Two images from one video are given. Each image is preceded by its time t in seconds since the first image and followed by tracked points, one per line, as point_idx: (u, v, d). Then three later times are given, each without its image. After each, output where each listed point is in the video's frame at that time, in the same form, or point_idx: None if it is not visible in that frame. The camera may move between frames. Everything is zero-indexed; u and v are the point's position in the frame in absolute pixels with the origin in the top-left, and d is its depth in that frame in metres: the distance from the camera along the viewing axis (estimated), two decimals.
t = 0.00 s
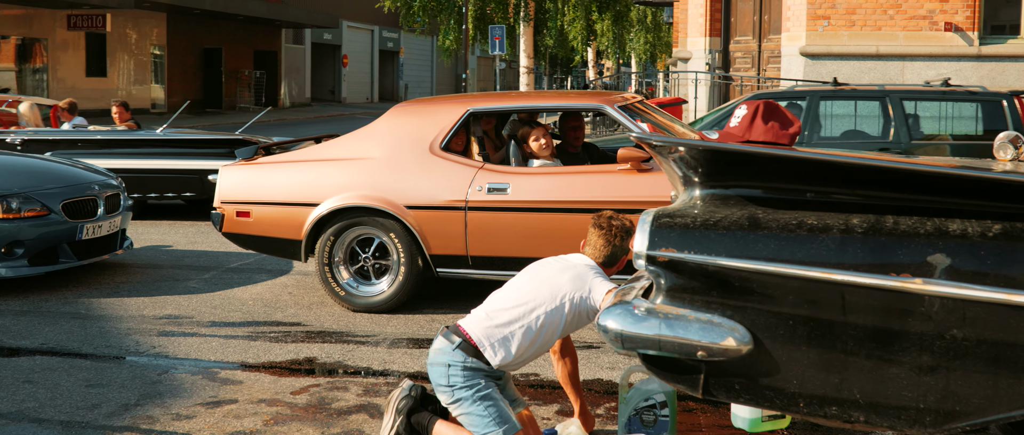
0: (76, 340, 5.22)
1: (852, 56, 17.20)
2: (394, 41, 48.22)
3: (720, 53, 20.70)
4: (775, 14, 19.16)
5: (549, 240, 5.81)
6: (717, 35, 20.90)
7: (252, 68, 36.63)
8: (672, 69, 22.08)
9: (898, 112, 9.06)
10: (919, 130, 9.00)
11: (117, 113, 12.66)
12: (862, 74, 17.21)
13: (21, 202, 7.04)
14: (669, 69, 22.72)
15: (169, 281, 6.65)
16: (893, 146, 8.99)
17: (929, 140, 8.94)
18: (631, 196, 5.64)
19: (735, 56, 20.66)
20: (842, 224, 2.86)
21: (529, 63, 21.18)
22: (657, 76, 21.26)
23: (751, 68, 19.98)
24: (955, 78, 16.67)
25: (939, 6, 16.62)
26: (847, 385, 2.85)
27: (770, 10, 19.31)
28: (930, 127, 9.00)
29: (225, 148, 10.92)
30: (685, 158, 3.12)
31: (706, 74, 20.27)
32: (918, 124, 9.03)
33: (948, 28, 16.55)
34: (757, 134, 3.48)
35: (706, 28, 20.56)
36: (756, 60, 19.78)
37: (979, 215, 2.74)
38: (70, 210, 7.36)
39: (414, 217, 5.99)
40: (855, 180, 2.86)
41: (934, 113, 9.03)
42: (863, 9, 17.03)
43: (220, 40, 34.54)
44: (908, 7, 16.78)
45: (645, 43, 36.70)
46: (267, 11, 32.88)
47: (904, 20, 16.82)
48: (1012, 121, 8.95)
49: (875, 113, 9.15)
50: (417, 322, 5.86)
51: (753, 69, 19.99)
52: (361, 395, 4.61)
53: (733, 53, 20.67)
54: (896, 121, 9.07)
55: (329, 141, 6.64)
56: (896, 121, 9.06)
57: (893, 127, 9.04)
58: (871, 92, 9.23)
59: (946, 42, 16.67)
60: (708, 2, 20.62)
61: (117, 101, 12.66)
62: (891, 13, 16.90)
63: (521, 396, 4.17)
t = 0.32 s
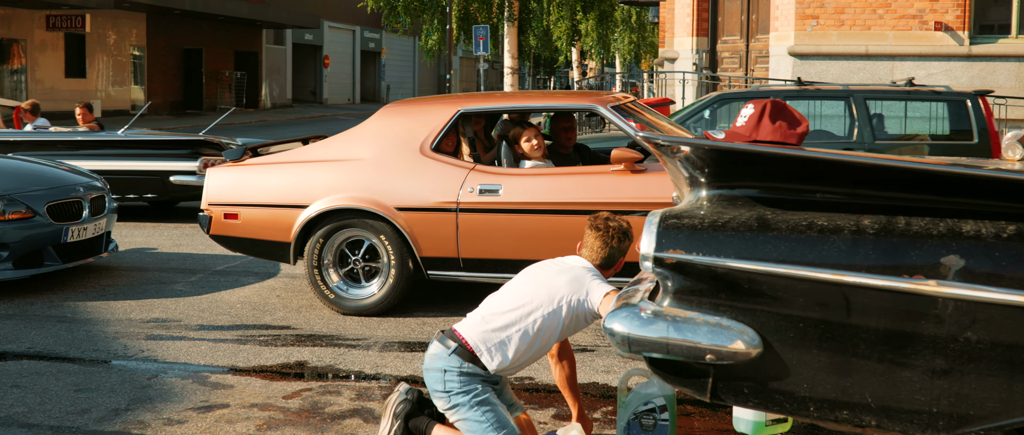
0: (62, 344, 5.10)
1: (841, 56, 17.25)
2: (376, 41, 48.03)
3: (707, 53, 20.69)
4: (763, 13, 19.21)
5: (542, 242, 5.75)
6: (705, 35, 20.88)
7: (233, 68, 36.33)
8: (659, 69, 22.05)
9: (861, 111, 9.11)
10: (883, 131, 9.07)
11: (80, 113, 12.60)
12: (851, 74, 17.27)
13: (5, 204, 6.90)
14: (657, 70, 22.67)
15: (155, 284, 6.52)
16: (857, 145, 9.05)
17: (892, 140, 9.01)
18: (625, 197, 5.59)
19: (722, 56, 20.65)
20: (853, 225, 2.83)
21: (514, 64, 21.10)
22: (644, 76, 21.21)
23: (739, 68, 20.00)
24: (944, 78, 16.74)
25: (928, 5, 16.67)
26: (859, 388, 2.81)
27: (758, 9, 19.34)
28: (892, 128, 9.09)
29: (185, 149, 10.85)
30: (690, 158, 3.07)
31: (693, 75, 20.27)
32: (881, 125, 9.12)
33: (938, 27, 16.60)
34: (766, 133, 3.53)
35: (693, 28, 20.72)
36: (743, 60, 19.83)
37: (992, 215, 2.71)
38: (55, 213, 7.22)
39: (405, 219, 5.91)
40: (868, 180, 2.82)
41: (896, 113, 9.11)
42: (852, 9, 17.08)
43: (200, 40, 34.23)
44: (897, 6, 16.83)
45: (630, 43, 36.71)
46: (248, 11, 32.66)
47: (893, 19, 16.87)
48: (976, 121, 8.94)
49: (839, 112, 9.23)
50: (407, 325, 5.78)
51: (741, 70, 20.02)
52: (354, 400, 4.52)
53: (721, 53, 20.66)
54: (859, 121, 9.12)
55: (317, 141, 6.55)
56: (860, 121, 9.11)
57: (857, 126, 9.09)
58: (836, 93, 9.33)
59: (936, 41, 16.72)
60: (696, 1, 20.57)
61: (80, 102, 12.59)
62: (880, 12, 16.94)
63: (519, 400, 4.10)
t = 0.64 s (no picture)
0: (46, 350, 4.99)
1: (830, 56, 17.27)
2: (360, 42, 47.84)
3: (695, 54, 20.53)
4: (752, 14, 19.20)
5: (534, 245, 5.69)
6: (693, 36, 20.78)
7: (214, 69, 36.02)
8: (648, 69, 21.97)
9: (825, 112, 9.29)
10: (847, 131, 9.22)
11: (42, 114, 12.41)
12: (840, 75, 17.30)
13: None
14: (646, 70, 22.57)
15: (140, 289, 6.41)
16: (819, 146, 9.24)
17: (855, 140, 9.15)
18: (619, 199, 5.55)
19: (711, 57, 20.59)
20: (861, 228, 2.79)
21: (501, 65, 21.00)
22: (633, 76, 21.13)
23: (728, 69, 19.96)
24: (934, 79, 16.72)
25: (918, 6, 16.65)
26: (867, 393, 2.77)
27: (747, 10, 19.33)
28: (856, 128, 9.21)
29: (145, 151, 10.96)
30: (694, 160, 3.03)
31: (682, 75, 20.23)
32: (845, 125, 9.25)
33: (927, 28, 16.59)
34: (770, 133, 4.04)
35: (681, 29, 20.69)
36: (732, 61, 19.82)
37: (1001, 217, 2.68)
38: (38, 216, 7.08)
39: (396, 222, 5.84)
40: (875, 182, 2.79)
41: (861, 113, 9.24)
42: (841, 9, 17.08)
43: (181, 41, 33.94)
44: (886, 7, 16.83)
45: (616, 43, 36.62)
46: (230, 11, 32.43)
47: (882, 20, 16.87)
48: (939, 122, 9.05)
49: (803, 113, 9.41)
50: (398, 329, 5.70)
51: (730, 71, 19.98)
52: (346, 406, 4.45)
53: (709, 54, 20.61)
54: (822, 122, 9.32)
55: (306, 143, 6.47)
56: (823, 122, 9.29)
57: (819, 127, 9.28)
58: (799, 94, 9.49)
59: (925, 42, 16.69)
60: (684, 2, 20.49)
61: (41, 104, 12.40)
62: (869, 13, 16.93)
63: (515, 406, 4.04)
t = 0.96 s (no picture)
0: (31, 355, 4.89)
1: (819, 57, 17.24)
2: (343, 43, 47.61)
3: (683, 54, 20.50)
4: (740, 15, 19.22)
5: (526, 247, 5.64)
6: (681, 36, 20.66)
7: (195, 70, 35.73)
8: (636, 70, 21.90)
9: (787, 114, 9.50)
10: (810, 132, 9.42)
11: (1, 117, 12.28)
12: (830, 75, 17.27)
13: None
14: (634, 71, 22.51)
15: (125, 293, 6.31)
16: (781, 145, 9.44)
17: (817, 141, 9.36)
18: (612, 201, 5.52)
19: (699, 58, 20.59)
20: (866, 230, 2.76)
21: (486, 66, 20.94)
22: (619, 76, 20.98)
23: (716, 70, 19.95)
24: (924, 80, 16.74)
25: (908, 6, 16.66)
26: (873, 397, 2.75)
27: (735, 11, 19.31)
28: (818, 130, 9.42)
29: (105, 152, 11.10)
30: (697, 161, 3.00)
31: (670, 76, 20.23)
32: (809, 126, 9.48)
33: (917, 28, 16.61)
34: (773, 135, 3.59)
35: (669, 29, 20.52)
36: (721, 62, 19.79)
37: (1007, 219, 2.66)
38: (21, 219, 6.95)
39: (386, 225, 5.77)
40: (881, 183, 2.77)
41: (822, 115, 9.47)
42: (830, 9, 17.04)
43: (162, 42, 33.65)
44: (876, 7, 16.81)
45: (602, 44, 36.54)
46: (211, 10, 32.19)
47: (872, 20, 16.87)
48: (901, 124, 9.08)
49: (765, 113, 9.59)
50: (388, 333, 5.64)
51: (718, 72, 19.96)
52: (338, 411, 4.38)
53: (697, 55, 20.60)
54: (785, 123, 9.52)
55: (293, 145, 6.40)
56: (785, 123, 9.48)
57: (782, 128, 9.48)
58: (762, 94, 9.64)
59: (915, 43, 16.72)
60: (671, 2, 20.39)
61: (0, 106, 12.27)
62: (859, 13, 16.91)
63: (511, 411, 3.95)
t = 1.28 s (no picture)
0: (15, 360, 4.79)
1: (808, 57, 17.24)
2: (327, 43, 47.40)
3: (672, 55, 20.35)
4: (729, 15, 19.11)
5: (518, 250, 5.60)
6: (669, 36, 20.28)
7: (177, 71, 35.44)
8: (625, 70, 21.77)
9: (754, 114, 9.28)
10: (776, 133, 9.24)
11: None
12: (820, 76, 17.31)
13: None
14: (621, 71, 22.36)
15: (110, 297, 6.21)
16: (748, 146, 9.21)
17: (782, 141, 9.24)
18: (607, 203, 5.48)
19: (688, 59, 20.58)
20: (875, 231, 2.73)
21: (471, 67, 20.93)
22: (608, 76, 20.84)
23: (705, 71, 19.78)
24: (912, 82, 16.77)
25: (897, 7, 16.71)
26: (882, 400, 2.72)
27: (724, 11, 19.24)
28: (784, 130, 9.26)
29: (64, 155, 11.15)
30: (701, 162, 2.96)
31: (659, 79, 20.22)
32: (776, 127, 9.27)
33: (907, 29, 16.64)
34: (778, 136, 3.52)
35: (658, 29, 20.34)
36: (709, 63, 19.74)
37: (1016, 220, 2.64)
38: (4, 222, 6.83)
39: (376, 227, 5.71)
40: (888, 184, 2.74)
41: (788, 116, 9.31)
42: (819, 10, 17.09)
43: (143, 42, 33.38)
44: (865, 8, 16.88)
45: (588, 44, 36.48)
46: (194, 10, 31.94)
47: (862, 20, 16.90)
48: (865, 125, 9.12)
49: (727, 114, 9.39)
50: (380, 337, 5.57)
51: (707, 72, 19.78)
52: (331, 416, 4.30)
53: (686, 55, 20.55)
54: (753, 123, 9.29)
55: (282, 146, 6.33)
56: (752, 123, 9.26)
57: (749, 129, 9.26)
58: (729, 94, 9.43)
59: (904, 43, 16.78)
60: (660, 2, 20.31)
61: None
62: (849, 13, 16.98)
63: (507, 416, 3.83)
